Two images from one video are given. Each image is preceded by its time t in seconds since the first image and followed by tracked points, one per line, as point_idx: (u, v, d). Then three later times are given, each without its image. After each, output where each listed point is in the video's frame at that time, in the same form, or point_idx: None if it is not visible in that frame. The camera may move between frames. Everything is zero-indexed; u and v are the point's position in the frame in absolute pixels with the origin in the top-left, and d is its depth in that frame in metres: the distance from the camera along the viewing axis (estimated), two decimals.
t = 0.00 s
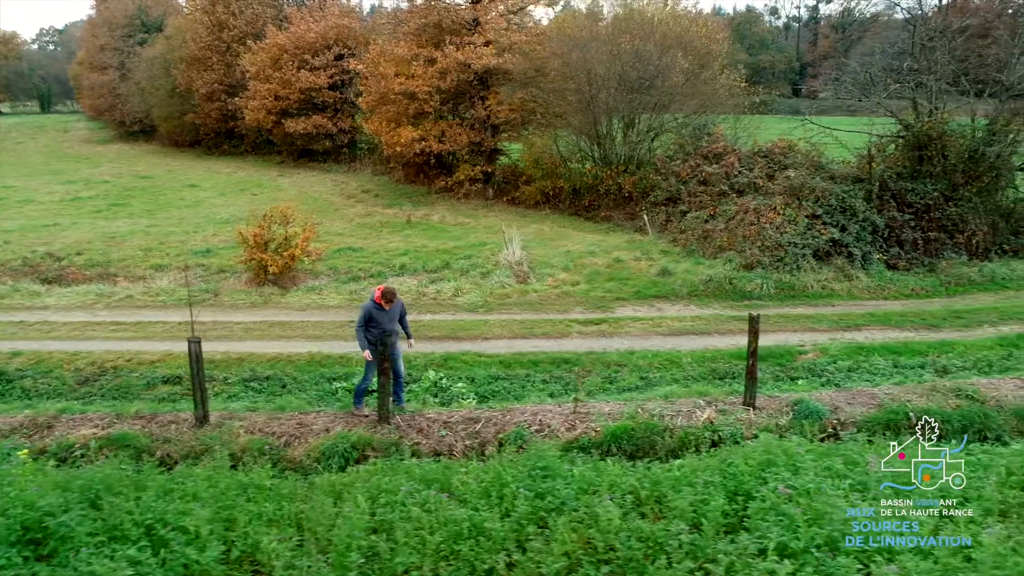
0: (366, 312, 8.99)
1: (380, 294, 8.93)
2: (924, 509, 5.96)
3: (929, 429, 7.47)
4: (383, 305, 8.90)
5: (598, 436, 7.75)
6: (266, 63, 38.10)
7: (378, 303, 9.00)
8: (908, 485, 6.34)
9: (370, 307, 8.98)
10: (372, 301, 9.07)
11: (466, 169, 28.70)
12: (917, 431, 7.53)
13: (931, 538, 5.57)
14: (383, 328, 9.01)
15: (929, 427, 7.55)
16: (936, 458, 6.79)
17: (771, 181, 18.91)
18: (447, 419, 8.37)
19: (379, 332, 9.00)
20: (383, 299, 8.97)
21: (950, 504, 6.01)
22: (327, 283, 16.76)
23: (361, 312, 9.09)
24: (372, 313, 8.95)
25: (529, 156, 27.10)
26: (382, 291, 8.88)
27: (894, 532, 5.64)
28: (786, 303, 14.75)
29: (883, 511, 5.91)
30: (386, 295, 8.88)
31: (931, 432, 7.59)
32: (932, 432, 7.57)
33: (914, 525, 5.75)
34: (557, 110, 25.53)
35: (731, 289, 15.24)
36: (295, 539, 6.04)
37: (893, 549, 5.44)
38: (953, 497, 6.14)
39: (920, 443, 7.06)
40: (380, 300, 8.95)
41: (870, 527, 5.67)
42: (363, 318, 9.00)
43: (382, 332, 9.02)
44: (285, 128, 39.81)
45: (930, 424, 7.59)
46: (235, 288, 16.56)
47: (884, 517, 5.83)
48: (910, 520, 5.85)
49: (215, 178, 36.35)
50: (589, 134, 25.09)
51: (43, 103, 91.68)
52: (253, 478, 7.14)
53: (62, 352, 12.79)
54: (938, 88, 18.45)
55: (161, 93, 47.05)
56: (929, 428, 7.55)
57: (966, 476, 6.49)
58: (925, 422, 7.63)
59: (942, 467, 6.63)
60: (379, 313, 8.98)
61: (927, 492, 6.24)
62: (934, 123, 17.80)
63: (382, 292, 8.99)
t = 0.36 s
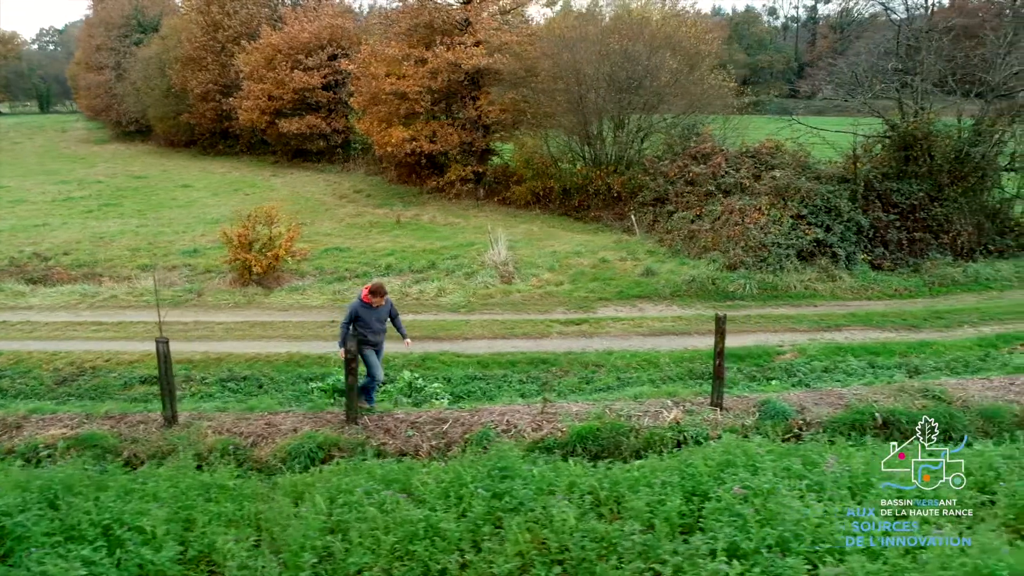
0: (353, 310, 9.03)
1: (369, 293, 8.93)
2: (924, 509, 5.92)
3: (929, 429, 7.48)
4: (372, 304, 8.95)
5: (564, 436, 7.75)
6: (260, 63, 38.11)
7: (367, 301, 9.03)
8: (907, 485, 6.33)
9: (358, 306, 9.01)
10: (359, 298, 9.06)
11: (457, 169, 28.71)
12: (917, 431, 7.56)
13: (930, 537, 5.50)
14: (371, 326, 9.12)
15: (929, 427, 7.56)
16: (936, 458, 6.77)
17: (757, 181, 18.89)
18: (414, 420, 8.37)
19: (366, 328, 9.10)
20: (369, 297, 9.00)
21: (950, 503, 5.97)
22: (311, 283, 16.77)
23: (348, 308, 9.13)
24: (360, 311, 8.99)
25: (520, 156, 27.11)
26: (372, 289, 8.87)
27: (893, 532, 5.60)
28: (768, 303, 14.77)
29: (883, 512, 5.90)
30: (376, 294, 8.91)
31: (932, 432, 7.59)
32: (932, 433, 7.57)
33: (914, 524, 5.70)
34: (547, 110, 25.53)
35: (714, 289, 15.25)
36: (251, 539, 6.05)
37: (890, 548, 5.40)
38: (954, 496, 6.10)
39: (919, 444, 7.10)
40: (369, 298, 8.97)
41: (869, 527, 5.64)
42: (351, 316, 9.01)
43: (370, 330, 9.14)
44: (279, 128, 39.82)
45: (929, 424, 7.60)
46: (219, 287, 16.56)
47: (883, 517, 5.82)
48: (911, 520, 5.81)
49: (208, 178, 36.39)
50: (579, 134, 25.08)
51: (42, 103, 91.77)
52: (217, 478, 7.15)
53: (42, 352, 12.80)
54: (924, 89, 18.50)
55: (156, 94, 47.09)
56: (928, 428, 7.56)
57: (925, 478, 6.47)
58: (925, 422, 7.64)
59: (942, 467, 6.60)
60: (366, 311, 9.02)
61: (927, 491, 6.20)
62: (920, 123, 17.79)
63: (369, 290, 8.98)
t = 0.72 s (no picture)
0: (346, 316, 8.69)
1: (363, 297, 8.67)
2: (923, 510, 5.97)
3: (929, 430, 7.50)
4: (365, 307, 8.65)
5: (529, 436, 7.75)
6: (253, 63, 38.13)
7: (359, 305, 8.76)
8: (907, 485, 6.40)
9: (350, 311, 8.69)
10: (350, 304, 8.76)
11: (448, 169, 28.71)
12: (917, 430, 7.57)
13: (932, 538, 5.53)
14: (365, 331, 8.79)
15: (929, 427, 7.57)
16: (937, 458, 6.80)
17: (742, 181, 18.89)
18: (382, 420, 8.38)
19: (359, 334, 8.75)
20: (361, 302, 8.74)
21: (951, 504, 6.01)
22: (295, 283, 16.78)
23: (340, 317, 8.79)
24: (354, 316, 8.68)
25: (510, 156, 27.11)
26: (366, 291, 8.62)
27: (895, 531, 5.63)
28: (750, 304, 14.77)
29: (885, 512, 5.94)
30: (369, 296, 8.67)
31: (932, 433, 7.60)
32: (932, 433, 7.58)
33: (916, 525, 5.74)
34: (536, 110, 25.54)
35: (696, 289, 15.25)
36: (207, 538, 6.06)
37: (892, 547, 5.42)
38: (955, 497, 6.13)
39: (920, 444, 7.13)
40: (362, 302, 8.70)
41: (871, 527, 5.67)
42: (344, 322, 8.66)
43: (364, 335, 8.80)
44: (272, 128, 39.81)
45: (929, 425, 7.61)
46: (203, 288, 16.58)
47: (885, 517, 5.86)
48: (912, 521, 5.86)
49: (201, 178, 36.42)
50: (568, 134, 25.07)
51: (41, 104, 91.86)
52: (180, 478, 7.16)
53: (22, 352, 12.82)
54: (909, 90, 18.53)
55: (151, 94, 47.11)
56: (928, 429, 7.57)
57: (881, 476, 6.47)
58: (925, 423, 7.65)
59: (942, 467, 6.62)
60: (359, 316, 8.72)
61: (927, 492, 6.24)
62: (905, 123, 17.79)
63: (361, 294, 8.74)
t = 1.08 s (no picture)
0: (348, 313, 8.75)
1: (360, 291, 8.77)
2: (924, 509, 5.97)
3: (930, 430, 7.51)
4: (365, 301, 8.79)
5: (497, 437, 7.76)
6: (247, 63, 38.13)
7: (355, 300, 8.84)
8: (907, 485, 6.37)
9: (352, 307, 8.76)
10: (347, 299, 8.80)
11: (440, 169, 28.72)
12: (918, 431, 7.56)
13: (931, 538, 5.57)
14: (362, 325, 8.97)
15: (929, 426, 7.58)
16: (936, 458, 6.75)
17: (729, 181, 18.90)
18: (352, 420, 8.40)
19: (358, 328, 8.91)
20: (357, 296, 8.83)
21: (951, 503, 6.01)
22: (281, 283, 16.80)
23: (338, 314, 8.79)
24: (355, 312, 8.79)
25: (501, 157, 27.12)
26: (364, 285, 8.72)
27: (895, 532, 5.66)
28: (733, 304, 14.78)
29: (884, 512, 5.98)
30: (367, 290, 8.79)
31: (932, 432, 7.62)
32: (932, 432, 7.60)
33: (916, 525, 5.78)
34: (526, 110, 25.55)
35: (680, 290, 15.24)
36: (167, 537, 6.06)
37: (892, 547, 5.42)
38: (954, 496, 6.12)
39: (919, 444, 7.04)
40: (359, 297, 8.79)
41: (871, 527, 5.70)
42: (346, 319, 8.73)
43: (362, 329, 8.99)
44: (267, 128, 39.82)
45: (929, 424, 7.63)
46: (188, 287, 16.59)
47: (884, 517, 5.90)
48: (911, 520, 5.89)
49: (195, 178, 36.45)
50: (559, 134, 25.08)
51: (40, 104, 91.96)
52: (146, 478, 7.17)
53: (3, 352, 12.82)
54: (896, 90, 18.57)
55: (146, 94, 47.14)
56: (928, 428, 7.58)
57: (841, 476, 6.47)
58: (925, 422, 7.67)
59: (942, 467, 6.59)
60: (358, 310, 8.85)
61: (927, 491, 6.23)
62: (892, 122, 17.79)
63: (356, 288, 8.81)
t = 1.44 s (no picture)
0: (351, 309, 8.68)
1: (364, 288, 8.73)
2: (924, 509, 5.97)
3: (929, 429, 7.54)
4: (370, 299, 8.78)
5: (467, 436, 7.76)
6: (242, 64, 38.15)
7: (360, 297, 8.78)
8: (907, 484, 6.38)
9: (357, 304, 8.71)
10: (351, 296, 8.76)
11: (432, 169, 28.74)
12: (917, 430, 7.58)
13: (931, 538, 5.58)
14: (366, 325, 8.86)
15: (930, 426, 7.62)
16: (936, 458, 6.78)
17: (717, 181, 18.91)
18: (324, 419, 8.42)
19: (360, 327, 8.82)
20: (362, 293, 8.80)
21: (951, 504, 6.01)
22: (266, 283, 16.82)
23: (342, 309, 8.70)
24: (357, 308, 8.71)
25: (493, 157, 27.12)
26: (368, 282, 8.65)
27: (894, 531, 5.67)
28: (717, 304, 14.80)
29: (884, 511, 5.99)
30: (370, 287, 8.72)
31: (931, 431, 7.65)
32: (931, 432, 7.64)
33: (915, 524, 5.79)
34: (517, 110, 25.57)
35: (664, 290, 15.26)
36: (128, 536, 6.07)
37: (893, 547, 5.42)
38: (954, 497, 6.14)
39: (919, 443, 7.06)
40: (364, 294, 8.75)
41: (871, 527, 5.72)
42: (349, 315, 8.64)
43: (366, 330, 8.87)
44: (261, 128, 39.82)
45: (929, 425, 7.66)
46: (175, 287, 16.61)
47: (884, 516, 5.91)
48: (909, 520, 5.90)
49: (188, 179, 36.49)
50: (549, 134, 25.08)
51: (38, 104, 92.04)
52: (113, 477, 7.18)
53: None
54: (883, 91, 18.59)
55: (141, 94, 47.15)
56: (928, 428, 7.61)
57: (803, 475, 6.47)
58: (925, 422, 7.70)
59: (942, 467, 6.63)
60: (361, 308, 8.77)
61: (927, 491, 6.24)
62: (879, 123, 17.80)
63: (361, 285, 8.78)
